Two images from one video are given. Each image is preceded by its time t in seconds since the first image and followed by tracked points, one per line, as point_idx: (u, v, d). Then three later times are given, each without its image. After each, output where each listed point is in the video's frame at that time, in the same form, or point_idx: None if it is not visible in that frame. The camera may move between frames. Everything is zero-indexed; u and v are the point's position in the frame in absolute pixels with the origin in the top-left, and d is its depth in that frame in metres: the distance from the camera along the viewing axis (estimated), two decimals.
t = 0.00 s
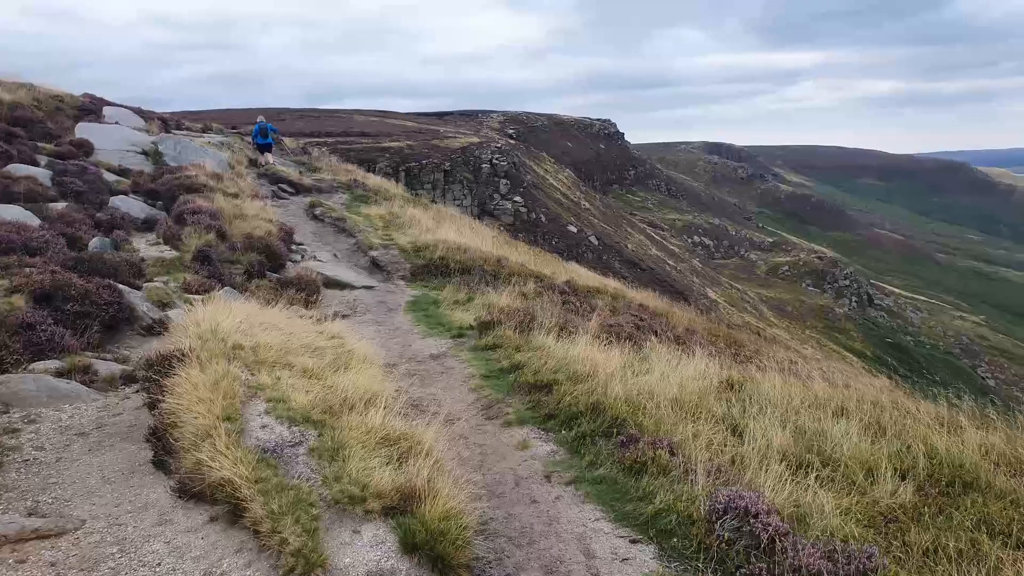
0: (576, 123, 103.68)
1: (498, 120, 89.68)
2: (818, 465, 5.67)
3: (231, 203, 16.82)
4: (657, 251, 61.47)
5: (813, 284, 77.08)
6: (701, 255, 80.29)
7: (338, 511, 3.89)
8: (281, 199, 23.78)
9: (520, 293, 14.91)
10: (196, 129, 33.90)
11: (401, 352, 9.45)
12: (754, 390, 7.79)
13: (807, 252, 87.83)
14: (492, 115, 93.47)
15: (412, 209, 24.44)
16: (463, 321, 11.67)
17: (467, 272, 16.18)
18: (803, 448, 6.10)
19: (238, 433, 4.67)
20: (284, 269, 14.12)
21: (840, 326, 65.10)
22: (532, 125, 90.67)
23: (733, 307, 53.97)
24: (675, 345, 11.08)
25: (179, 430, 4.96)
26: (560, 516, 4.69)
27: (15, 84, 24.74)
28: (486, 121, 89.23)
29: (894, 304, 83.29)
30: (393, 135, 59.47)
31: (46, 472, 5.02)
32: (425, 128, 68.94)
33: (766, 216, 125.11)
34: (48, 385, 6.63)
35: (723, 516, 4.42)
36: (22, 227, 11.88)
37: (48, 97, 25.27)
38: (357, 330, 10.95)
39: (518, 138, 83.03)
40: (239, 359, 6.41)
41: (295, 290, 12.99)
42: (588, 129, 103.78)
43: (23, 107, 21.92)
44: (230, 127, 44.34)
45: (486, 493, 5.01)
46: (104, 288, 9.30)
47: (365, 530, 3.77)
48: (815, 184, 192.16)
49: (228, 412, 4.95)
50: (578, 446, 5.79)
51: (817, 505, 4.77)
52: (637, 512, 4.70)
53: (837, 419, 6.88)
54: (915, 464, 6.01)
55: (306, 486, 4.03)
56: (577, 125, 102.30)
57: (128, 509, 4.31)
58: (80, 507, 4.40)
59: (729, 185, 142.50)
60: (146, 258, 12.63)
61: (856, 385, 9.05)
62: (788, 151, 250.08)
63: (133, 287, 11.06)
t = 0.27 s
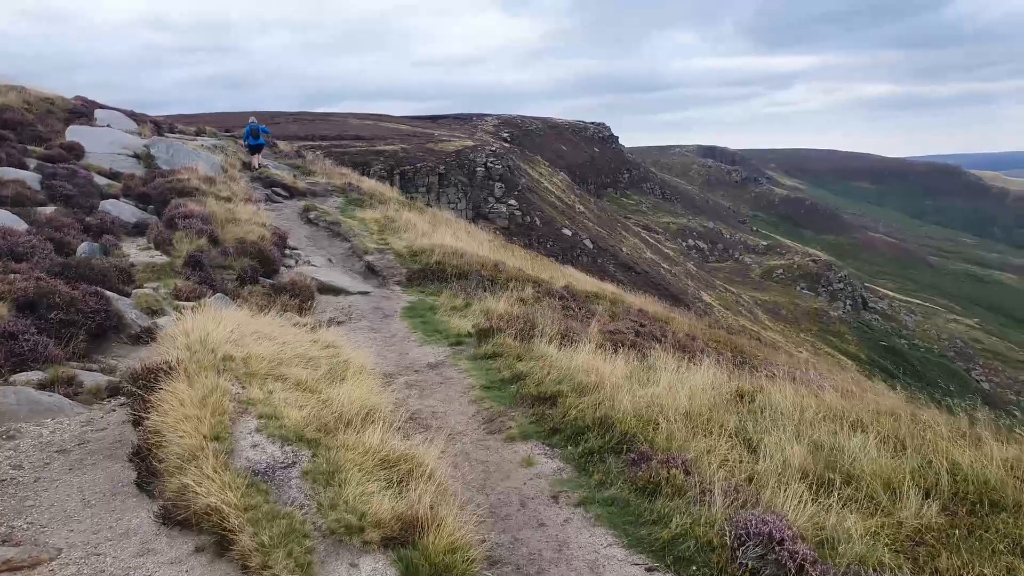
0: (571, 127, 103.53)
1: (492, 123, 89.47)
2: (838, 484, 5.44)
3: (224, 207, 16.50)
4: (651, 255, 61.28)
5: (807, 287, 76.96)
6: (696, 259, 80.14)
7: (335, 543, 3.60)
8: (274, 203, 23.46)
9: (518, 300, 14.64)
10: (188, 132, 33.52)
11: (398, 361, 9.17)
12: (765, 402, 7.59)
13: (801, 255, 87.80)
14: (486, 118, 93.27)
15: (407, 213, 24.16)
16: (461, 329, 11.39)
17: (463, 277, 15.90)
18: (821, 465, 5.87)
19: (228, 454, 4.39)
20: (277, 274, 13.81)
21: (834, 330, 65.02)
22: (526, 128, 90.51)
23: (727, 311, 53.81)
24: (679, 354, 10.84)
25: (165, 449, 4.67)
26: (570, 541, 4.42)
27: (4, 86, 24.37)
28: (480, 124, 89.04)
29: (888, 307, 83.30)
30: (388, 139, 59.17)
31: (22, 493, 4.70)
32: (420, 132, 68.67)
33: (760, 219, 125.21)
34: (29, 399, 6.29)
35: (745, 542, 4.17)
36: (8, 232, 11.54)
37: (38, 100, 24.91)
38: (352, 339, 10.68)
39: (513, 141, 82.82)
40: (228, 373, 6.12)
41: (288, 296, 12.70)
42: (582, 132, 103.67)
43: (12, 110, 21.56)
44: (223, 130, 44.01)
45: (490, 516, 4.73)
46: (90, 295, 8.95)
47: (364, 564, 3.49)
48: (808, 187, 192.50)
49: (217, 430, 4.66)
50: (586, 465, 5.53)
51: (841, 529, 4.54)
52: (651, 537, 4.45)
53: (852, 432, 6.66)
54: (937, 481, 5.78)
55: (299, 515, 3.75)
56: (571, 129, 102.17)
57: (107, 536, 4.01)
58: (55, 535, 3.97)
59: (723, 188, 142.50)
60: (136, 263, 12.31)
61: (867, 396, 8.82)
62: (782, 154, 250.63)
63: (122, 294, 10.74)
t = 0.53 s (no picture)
0: (566, 129, 103.33)
1: (487, 126, 89.19)
2: (867, 501, 5.14)
3: (217, 210, 16.15)
4: (647, 257, 61.03)
5: (802, 289, 76.81)
6: (691, 261, 79.95)
7: None
8: (268, 206, 23.12)
9: (518, 304, 14.33)
10: (181, 135, 33.14)
11: (397, 370, 8.84)
12: (779, 411, 7.29)
13: (796, 257, 87.73)
14: (481, 121, 93.01)
15: (404, 216, 23.84)
16: (462, 334, 11.07)
17: (462, 281, 15.59)
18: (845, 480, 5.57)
19: (218, 477, 4.05)
20: (271, 279, 13.46)
21: (830, 332, 64.88)
22: (522, 131, 90.29)
23: (723, 313, 53.60)
24: (685, 360, 10.55)
25: (150, 469, 4.32)
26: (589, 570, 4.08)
27: None
28: (475, 127, 88.78)
29: (883, 309, 83.24)
30: (383, 141, 58.84)
31: None
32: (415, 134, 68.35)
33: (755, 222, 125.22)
34: (6, 413, 5.90)
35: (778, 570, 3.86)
36: None
37: (28, 101, 24.52)
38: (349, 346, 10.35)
39: (508, 144, 82.58)
40: (219, 385, 5.77)
41: (282, 302, 12.36)
42: (577, 135, 103.52)
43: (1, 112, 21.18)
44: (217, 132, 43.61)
45: (500, 540, 4.39)
46: (75, 301, 8.57)
47: None
48: (802, 189, 192.73)
49: (205, 450, 4.32)
50: (600, 483, 5.21)
51: (876, 550, 4.24)
52: (675, 563, 4.13)
53: (874, 443, 6.36)
54: (969, 496, 5.47)
55: (296, 548, 3.42)
56: (567, 131, 102.00)
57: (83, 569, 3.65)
58: (25, 566, 3.52)
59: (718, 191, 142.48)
60: (126, 267, 11.95)
61: (882, 404, 8.54)
62: (777, 157, 251.02)
63: (111, 300, 10.38)
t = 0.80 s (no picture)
0: (560, 132, 103.11)
1: (481, 129, 88.89)
2: (886, 526, 4.87)
3: (207, 215, 15.81)
4: (641, 260, 60.82)
5: (796, 291, 76.73)
6: (686, 263, 79.81)
7: None
8: (260, 210, 22.78)
9: (513, 311, 14.05)
10: (172, 137, 32.73)
11: (390, 382, 8.55)
12: (787, 426, 7.02)
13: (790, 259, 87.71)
14: (475, 124, 92.72)
15: (398, 220, 23.56)
16: (457, 343, 10.78)
17: (456, 287, 15.29)
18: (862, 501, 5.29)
19: (195, 511, 3.75)
20: (260, 286, 13.14)
21: (823, 334, 64.78)
22: (515, 133, 90.03)
23: (717, 315, 53.40)
24: (686, 370, 10.29)
25: (121, 499, 4.02)
26: None
27: None
28: (469, 129, 88.49)
29: (876, 310, 83.26)
30: (376, 144, 58.47)
31: None
32: (408, 136, 68.04)
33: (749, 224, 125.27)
34: None
35: None
36: None
37: (15, 104, 24.13)
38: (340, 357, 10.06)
39: (502, 146, 82.30)
40: (201, 404, 5.46)
41: (272, 310, 12.06)
42: (571, 138, 103.38)
43: None
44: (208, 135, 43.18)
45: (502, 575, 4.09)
46: (54, 311, 8.24)
47: None
48: (795, 192, 193.03)
49: (183, 479, 4.01)
50: (606, 509, 4.92)
51: None
52: None
53: (888, 461, 6.10)
54: (992, 516, 5.21)
55: None
56: (560, 134, 101.82)
57: None
58: None
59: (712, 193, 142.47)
60: (110, 275, 11.62)
61: (889, 417, 8.29)
62: (770, 159, 251.41)
63: (95, 309, 10.05)
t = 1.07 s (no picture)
0: (554, 133, 102.86)
1: (474, 130, 88.56)
2: (905, 544, 4.56)
3: (192, 216, 15.43)
4: (635, 260, 60.58)
5: (790, 291, 76.59)
6: (680, 263, 79.63)
7: None
8: (249, 212, 22.40)
9: (507, 314, 13.71)
10: (161, 139, 32.29)
11: (379, 389, 8.20)
12: (792, 434, 6.70)
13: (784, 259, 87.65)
14: (468, 125, 92.41)
15: (389, 221, 23.19)
16: (449, 348, 10.44)
17: (448, 289, 14.95)
18: (877, 517, 4.96)
19: (154, 543, 3.41)
20: (246, 289, 12.77)
21: (818, 334, 64.63)
22: (509, 134, 89.71)
23: (711, 316, 53.18)
24: (684, 375, 9.99)
25: (76, 525, 3.67)
26: None
27: None
28: (462, 130, 88.14)
29: (870, 310, 83.22)
30: (369, 145, 58.05)
31: None
32: (401, 138, 67.68)
33: (742, 224, 125.23)
34: None
35: None
36: None
37: None
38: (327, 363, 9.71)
39: (495, 147, 81.98)
40: (172, 419, 5.10)
41: (258, 315, 11.68)
42: (565, 138, 103.12)
43: None
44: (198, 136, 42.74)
45: None
46: (25, 316, 7.84)
47: None
48: (788, 191, 193.26)
49: (142, 506, 3.66)
50: (605, 529, 4.59)
51: None
52: None
53: (901, 471, 5.78)
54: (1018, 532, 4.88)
55: None
56: (554, 134, 101.55)
57: None
58: None
59: (705, 193, 142.43)
60: (90, 279, 11.25)
61: (898, 424, 7.96)
62: (763, 159, 251.65)
63: (72, 315, 9.67)
